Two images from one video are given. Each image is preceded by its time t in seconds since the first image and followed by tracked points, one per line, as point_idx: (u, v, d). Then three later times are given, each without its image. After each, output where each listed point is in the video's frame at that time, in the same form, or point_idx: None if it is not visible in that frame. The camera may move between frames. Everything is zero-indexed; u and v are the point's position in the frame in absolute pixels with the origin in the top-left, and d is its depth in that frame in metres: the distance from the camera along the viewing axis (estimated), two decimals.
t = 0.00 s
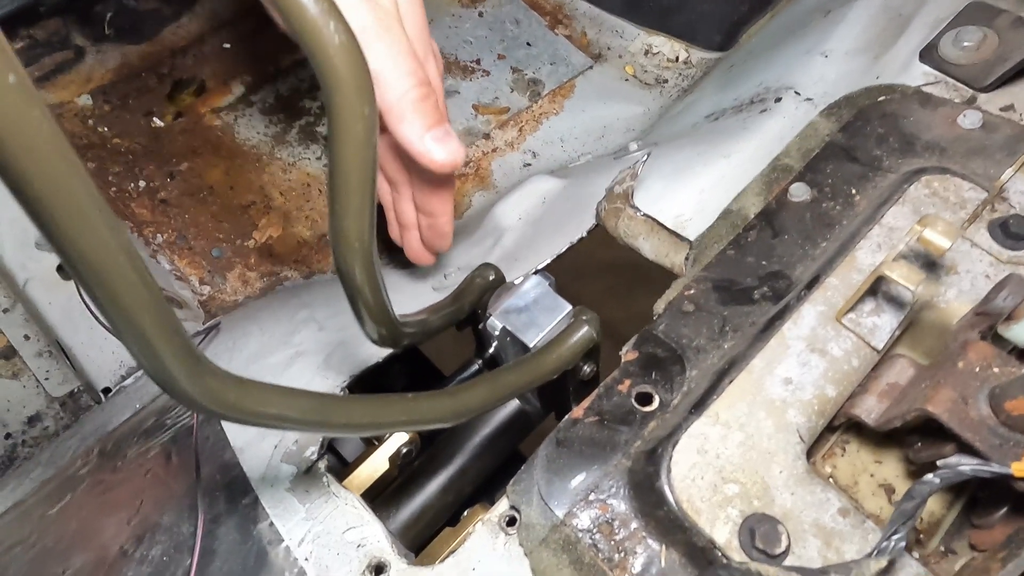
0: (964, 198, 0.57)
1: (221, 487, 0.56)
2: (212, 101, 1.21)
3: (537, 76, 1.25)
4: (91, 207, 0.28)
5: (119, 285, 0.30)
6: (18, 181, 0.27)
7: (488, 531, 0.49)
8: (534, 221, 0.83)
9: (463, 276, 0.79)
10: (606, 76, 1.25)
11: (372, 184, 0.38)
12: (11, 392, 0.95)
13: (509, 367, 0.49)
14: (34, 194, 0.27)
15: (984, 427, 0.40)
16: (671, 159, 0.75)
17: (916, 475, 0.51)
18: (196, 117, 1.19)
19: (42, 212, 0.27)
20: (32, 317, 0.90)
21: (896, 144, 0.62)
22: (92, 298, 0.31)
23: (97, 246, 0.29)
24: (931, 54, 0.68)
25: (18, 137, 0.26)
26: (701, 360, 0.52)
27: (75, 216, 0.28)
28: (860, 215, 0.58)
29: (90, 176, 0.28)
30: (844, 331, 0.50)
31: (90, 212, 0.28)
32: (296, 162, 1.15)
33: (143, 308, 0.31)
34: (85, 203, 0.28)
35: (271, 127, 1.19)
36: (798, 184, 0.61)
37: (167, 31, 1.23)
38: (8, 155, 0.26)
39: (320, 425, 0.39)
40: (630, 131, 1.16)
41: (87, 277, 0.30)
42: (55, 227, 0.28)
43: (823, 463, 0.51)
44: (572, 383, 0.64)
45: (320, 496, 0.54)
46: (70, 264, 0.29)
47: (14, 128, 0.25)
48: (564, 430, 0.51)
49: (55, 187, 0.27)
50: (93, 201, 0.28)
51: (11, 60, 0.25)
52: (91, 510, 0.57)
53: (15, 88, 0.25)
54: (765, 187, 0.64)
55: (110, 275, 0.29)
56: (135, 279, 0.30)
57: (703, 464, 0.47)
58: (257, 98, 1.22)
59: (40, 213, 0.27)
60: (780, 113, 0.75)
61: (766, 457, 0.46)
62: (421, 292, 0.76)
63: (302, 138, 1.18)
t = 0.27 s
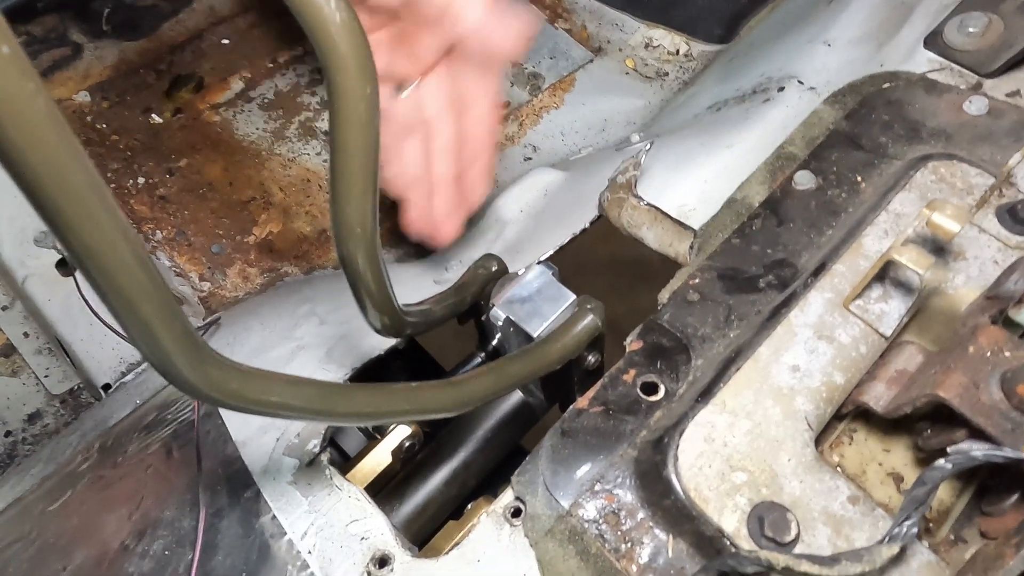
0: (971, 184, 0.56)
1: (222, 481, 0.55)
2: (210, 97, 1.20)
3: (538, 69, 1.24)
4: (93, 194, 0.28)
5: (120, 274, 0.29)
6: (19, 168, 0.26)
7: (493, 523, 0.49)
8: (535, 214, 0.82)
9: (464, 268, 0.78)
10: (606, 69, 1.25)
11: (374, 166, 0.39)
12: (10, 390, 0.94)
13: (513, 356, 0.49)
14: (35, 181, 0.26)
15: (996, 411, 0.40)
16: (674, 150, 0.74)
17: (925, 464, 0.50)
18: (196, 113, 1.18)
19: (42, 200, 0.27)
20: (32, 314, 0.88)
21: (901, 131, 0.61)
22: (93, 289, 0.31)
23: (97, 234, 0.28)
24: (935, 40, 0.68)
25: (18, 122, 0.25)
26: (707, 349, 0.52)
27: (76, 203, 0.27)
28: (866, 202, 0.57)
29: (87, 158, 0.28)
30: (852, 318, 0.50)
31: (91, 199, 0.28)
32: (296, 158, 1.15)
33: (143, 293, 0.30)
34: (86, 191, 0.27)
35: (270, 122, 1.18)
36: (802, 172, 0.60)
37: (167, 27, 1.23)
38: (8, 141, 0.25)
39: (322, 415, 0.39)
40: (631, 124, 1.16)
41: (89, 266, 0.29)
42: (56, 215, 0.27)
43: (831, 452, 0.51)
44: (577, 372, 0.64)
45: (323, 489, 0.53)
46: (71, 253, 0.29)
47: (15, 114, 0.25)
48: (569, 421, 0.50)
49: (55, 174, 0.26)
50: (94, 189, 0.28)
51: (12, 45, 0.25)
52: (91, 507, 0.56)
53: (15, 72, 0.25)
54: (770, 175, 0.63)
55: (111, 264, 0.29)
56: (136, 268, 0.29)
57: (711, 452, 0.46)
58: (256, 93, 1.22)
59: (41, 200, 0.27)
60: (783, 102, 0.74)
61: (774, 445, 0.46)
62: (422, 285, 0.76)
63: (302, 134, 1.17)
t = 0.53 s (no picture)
0: (983, 163, 0.55)
1: (225, 473, 0.54)
2: (208, 92, 1.19)
3: (538, 61, 1.24)
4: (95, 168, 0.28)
5: (121, 249, 0.29)
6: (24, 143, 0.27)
7: (502, 511, 0.48)
8: (539, 203, 0.81)
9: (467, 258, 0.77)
10: (607, 60, 1.24)
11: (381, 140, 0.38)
12: (9, 386, 0.92)
13: (522, 340, 0.48)
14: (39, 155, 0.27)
15: (1016, 389, 0.39)
16: (679, 135, 0.73)
17: (940, 448, 0.49)
18: (194, 108, 1.17)
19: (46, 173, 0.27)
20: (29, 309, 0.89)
21: (911, 112, 0.60)
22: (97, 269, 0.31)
23: (98, 209, 0.28)
24: (943, 21, 0.67)
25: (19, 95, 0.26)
26: (717, 333, 0.51)
27: (79, 176, 0.28)
28: (876, 184, 0.56)
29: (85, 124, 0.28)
30: (865, 299, 0.49)
31: (87, 165, 0.28)
32: (295, 152, 1.14)
33: (142, 263, 0.30)
34: (89, 166, 0.28)
35: (269, 116, 1.17)
36: (810, 155, 0.59)
37: (163, 22, 1.23)
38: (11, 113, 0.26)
39: (329, 398, 0.38)
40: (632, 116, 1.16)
41: (92, 242, 0.29)
42: (59, 188, 0.28)
43: (844, 436, 0.50)
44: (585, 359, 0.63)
45: (328, 480, 0.53)
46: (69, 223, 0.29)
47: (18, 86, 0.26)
48: (578, 408, 0.49)
49: (52, 140, 0.27)
50: (91, 155, 0.28)
51: (14, 12, 0.25)
52: (91, 501, 0.55)
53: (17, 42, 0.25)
54: (777, 159, 0.63)
55: (113, 240, 0.29)
56: (138, 244, 0.29)
57: (724, 436, 0.45)
58: (254, 87, 1.20)
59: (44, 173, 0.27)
60: (789, 87, 0.74)
61: (788, 428, 0.45)
62: (424, 275, 0.75)
63: (301, 128, 1.16)
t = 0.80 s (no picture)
0: (993, 143, 0.55)
1: (227, 466, 0.54)
2: (205, 88, 1.18)
3: (537, 53, 1.23)
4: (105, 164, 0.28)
5: (130, 245, 0.29)
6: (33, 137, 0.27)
7: (510, 501, 0.47)
8: (541, 193, 0.80)
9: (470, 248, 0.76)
10: (606, 51, 1.23)
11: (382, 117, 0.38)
12: (5, 386, 0.88)
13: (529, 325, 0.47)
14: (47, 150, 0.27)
15: None
16: (682, 122, 0.72)
17: (954, 431, 0.48)
18: (190, 104, 1.16)
19: (55, 168, 0.27)
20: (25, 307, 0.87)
21: (918, 93, 0.59)
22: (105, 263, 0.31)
23: (107, 205, 0.28)
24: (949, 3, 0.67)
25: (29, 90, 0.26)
26: (726, 318, 0.50)
27: (89, 172, 0.27)
28: (885, 165, 0.55)
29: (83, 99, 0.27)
30: (877, 281, 0.48)
31: (87, 141, 0.27)
32: (293, 146, 1.13)
33: (142, 244, 0.29)
34: (93, 152, 0.27)
35: (266, 112, 1.16)
36: (817, 138, 0.58)
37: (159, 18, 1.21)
38: (20, 108, 0.26)
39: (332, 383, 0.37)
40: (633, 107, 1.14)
41: (91, 223, 0.29)
42: (68, 183, 0.27)
43: (857, 420, 0.49)
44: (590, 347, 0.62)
45: (333, 471, 0.52)
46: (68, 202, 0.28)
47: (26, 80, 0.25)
48: (585, 395, 0.48)
49: (52, 114, 0.26)
50: (90, 130, 0.27)
51: None
52: (91, 497, 0.54)
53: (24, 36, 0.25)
54: (783, 142, 0.62)
55: (122, 235, 0.29)
56: (147, 239, 0.29)
57: (737, 420, 0.44)
58: (251, 82, 1.20)
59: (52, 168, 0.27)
60: (793, 72, 0.73)
61: (802, 411, 0.44)
62: (426, 266, 0.73)
63: (298, 122, 1.16)
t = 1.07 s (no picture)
0: (999, 135, 0.55)
1: (234, 469, 0.53)
2: (203, 89, 1.17)
3: (536, 51, 1.23)
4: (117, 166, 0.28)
5: (139, 243, 0.29)
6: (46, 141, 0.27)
7: (520, 500, 0.47)
8: (544, 190, 0.80)
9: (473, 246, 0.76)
10: (605, 49, 1.23)
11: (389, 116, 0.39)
12: (7, 392, 0.87)
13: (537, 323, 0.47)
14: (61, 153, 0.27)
15: None
16: (683, 118, 0.73)
17: (963, 425, 0.48)
18: (189, 105, 1.16)
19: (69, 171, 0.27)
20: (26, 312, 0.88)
21: (922, 86, 0.59)
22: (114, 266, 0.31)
23: (119, 207, 0.28)
24: None
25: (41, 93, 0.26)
26: (734, 314, 0.50)
27: (101, 174, 0.27)
28: (890, 159, 0.55)
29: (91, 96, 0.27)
30: (885, 275, 0.48)
31: (95, 137, 0.27)
32: (293, 147, 1.13)
33: (150, 241, 0.29)
34: (101, 148, 0.27)
35: (266, 113, 1.16)
36: (821, 133, 0.58)
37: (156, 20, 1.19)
38: (29, 106, 0.26)
39: (341, 383, 0.37)
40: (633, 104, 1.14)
41: (99, 221, 0.29)
42: (81, 187, 0.27)
43: (866, 415, 0.49)
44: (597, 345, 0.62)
45: (341, 473, 0.51)
46: (75, 201, 0.28)
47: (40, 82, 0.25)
48: (593, 393, 0.48)
49: (59, 110, 0.26)
50: (98, 126, 0.27)
51: None
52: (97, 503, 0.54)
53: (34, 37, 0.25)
54: (788, 136, 0.62)
55: (135, 237, 0.29)
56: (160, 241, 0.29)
57: (747, 416, 0.44)
58: (250, 83, 1.19)
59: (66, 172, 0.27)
60: (794, 67, 0.73)
61: (812, 406, 0.44)
62: (430, 266, 0.73)
63: (298, 123, 1.15)
